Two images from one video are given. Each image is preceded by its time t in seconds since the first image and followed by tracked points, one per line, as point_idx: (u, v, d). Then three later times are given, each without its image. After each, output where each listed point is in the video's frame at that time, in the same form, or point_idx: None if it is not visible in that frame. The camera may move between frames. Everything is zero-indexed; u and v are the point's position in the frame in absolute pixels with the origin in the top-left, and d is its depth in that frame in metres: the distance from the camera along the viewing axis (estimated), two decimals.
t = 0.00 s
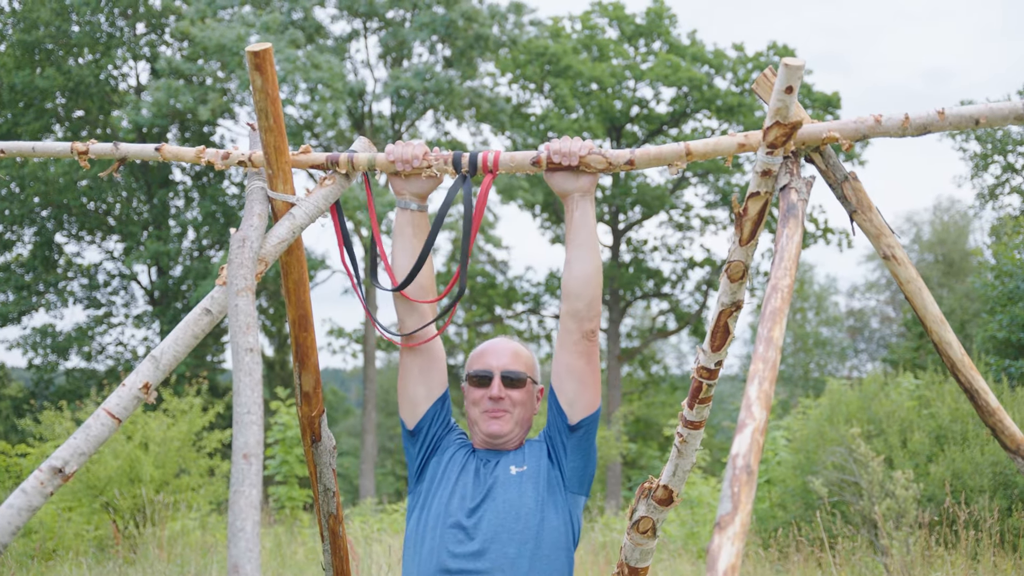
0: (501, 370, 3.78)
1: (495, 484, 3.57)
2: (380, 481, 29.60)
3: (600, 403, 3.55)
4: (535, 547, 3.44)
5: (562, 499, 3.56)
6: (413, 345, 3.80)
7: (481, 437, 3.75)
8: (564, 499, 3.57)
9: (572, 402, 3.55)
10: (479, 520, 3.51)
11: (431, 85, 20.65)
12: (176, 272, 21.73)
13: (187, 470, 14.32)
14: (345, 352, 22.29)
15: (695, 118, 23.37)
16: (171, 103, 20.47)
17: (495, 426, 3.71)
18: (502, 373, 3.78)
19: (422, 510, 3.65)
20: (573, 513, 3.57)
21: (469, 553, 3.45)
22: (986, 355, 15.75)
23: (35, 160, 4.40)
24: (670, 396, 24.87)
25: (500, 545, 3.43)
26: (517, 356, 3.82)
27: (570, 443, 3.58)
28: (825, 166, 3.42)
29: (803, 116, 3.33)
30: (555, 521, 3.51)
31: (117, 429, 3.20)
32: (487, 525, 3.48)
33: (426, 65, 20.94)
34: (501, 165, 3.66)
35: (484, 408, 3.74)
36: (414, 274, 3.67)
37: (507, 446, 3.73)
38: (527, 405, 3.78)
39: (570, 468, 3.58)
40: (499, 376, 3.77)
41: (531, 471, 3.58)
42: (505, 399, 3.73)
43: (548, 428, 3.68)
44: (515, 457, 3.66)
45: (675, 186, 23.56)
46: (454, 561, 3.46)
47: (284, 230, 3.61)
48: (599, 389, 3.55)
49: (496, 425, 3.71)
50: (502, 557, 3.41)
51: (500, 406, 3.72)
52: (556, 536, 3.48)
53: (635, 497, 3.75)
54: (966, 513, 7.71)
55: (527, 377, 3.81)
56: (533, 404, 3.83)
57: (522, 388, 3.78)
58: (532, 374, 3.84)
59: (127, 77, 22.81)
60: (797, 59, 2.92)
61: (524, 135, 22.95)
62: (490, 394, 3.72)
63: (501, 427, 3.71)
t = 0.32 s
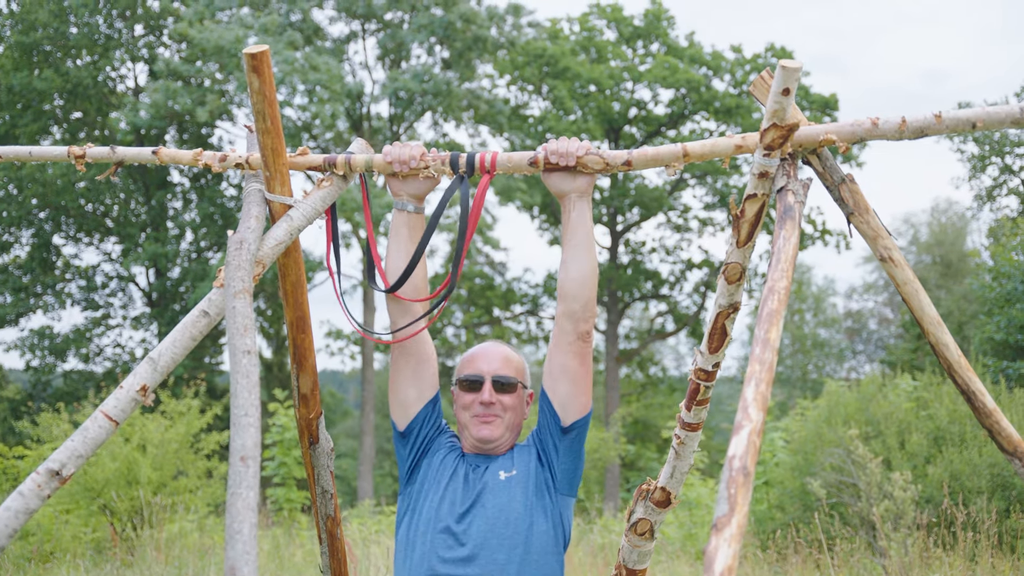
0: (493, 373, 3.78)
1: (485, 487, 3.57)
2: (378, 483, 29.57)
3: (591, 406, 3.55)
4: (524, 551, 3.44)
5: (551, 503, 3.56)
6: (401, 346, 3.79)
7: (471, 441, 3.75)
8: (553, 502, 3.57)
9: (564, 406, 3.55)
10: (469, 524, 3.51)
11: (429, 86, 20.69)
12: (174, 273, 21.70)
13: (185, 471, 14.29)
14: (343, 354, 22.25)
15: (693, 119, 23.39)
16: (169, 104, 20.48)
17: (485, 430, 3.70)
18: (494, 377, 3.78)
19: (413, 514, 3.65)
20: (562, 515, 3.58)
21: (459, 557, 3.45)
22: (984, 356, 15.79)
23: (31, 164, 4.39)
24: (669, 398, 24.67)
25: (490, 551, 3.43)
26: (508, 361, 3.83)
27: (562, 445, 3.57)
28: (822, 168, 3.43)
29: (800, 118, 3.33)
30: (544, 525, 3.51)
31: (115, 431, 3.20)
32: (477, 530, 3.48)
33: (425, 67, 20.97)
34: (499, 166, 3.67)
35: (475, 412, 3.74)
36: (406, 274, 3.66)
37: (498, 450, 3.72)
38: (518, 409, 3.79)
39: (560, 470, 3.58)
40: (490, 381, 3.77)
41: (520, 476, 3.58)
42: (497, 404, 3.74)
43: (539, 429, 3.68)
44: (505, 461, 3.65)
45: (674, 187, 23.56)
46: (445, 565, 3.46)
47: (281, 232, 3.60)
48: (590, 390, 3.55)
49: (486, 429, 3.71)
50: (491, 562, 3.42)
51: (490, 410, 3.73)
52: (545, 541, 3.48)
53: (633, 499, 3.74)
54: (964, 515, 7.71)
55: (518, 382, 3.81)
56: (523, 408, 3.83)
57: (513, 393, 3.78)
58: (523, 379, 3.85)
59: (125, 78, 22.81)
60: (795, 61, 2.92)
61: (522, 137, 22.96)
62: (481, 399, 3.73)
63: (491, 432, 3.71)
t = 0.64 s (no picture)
0: (483, 376, 3.79)
1: (489, 488, 3.58)
2: (376, 482, 29.57)
3: (595, 419, 3.56)
4: (528, 551, 3.44)
5: (554, 507, 3.58)
6: (382, 339, 3.80)
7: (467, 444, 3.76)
8: (557, 507, 3.59)
9: (570, 415, 3.57)
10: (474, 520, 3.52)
11: (426, 85, 20.70)
12: (171, 273, 21.67)
13: (183, 470, 14.27)
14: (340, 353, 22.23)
15: (691, 118, 23.38)
16: (166, 103, 20.45)
17: (478, 432, 3.70)
18: (484, 379, 3.79)
19: (415, 515, 3.67)
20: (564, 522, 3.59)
21: (463, 553, 3.46)
22: (981, 355, 15.81)
23: (26, 167, 4.39)
24: (666, 396, 25.00)
25: (494, 549, 3.44)
26: (500, 362, 3.83)
27: (566, 453, 3.62)
28: (818, 166, 3.44)
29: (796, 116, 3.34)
30: (548, 527, 3.52)
31: (112, 430, 3.20)
32: (481, 529, 3.49)
33: (422, 66, 20.96)
34: (495, 159, 3.69)
35: (467, 414, 3.74)
36: (395, 269, 3.67)
37: (493, 451, 3.73)
38: (511, 410, 3.78)
39: (563, 476, 3.62)
40: (480, 383, 3.78)
41: (524, 478, 3.59)
42: (488, 406, 3.74)
43: (542, 435, 3.70)
44: (507, 463, 3.66)
45: (671, 186, 23.55)
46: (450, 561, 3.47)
47: (278, 230, 3.61)
48: (598, 394, 3.55)
49: (478, 431, 3.71)
50: (494, 558, 3.42)
51: (481, 413, 3.73)
52: (548, 543, 3.49)
53: (630, 497, 3.75)
54: (960, 513, 7.74)
55: (510, 382, 3.81)
56: (518, 408, 3.82)
57: (504, 394, 3.77)
58: (517, 379, 3.85)
59: (122, 77, 22.75)
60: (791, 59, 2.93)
61: (520, 136, 22.96)
62: (471, 403, 3.73)
63: (483, 434, 3.71)
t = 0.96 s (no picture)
0: (491, 376, 3.79)
1: (500, 491, 3.61)
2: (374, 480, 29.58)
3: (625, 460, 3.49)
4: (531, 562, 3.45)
5: (564, 521, 3.59)
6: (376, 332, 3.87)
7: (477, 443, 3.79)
8: (568, 520, 3.60)
9: (596, 452, 3.51)
10: (484, 519, 3.55)
11: (425, 83, 20.70)
12: (169, 270, 21.63)
13: (181, 467, 14.25)
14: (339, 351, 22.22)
15: (689, 117, 23.36)
16: (164, 101, 20.43)
17: (487, 432, 3.73)
18: (492, 380, 3.78)
19: (424, 512, 3.73)
20: (573, 537, 3.63)
21: (469, 551, 3.51)
22: (979, 353, 15.81)
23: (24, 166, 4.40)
24: (664, 393, 24.97)
25: (496, 553, 3.47)
26: (509, 361, 3.82)
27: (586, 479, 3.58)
28: (817, 164, 3.45)
29: (795, 115, 3.35)
30: (556, 542, 3.54)
31: (111, 427, 3.20)
32: (486, 531, 3.52)
33: (420, 64, 20.96)
34: (493, 155, 3.69)
35: (475, 416, 3.76)
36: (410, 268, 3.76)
37: (502, 451, 3.76)
38: (520, 409, 3.77)
39: (578, 493, 3.61)
40: (489, 383, 3.78)
41: (536, 490, 3.58)
42: (496, 406, 3.75)
43: (564, 452, 3.66)
44: (520, 470, 3.65)
45: (670, 184, 23.51)
46: (455, 557, 3.52)
47: (276, 227, 3.61)
48: (628, 448, 3.43)
49: (487, 431, 3.74)
50: (499, 561, 3.45)
51: (490, 413, 3.75)
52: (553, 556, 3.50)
53: (628, 494, 3.75)
54: (958, 510, 7.76)
55: (519, 383, 3.79)
56: (528, 408, 3.81)
57: (514, 393, 3.77)
58: (527, 380, 3.82)
59: (120, 75, 22.71)
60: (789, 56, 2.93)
61: (518, 134, 22.96)
62: (478, 402, 3.76)
63: (492, 433, 3.74)
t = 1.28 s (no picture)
0: (483, 288, 3.10)
1: (498, 412, 3.02)
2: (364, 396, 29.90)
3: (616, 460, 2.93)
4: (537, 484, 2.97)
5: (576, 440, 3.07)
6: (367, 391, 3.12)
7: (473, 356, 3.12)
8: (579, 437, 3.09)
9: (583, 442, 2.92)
10: (481, 441, 2.99)
11: None
12: (156, 188, 21.39)
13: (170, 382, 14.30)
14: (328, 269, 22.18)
15: (681, 34, 22.94)
16: (146, 16, 19.89)
17: (480, 343, 3.07)
18: (484, 291, 3.09)
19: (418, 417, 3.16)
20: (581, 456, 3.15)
21: (461, 473, 2.97)
22: (964, 273, 15.88)
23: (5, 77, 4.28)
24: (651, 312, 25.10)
25: (500, 471, 2.95)
26: (505, 271, 3.12)
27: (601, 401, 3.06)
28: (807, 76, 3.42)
29: (786, 25, 3.29)
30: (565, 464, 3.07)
31: (98, 334, 3.18)
32: (489, 445, 2.98)
33: None
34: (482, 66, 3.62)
35: (467, 329, 3.09)
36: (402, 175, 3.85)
37: (502, 360, 3.09)
38: (515, 320, 3.08)
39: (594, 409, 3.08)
40: (480, 293, 3.09)
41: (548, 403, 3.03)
42: (487, 317, 3.06)
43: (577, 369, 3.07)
44: (528, 383, 3.06)
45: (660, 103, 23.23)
46: (444, 480, 2.98)
47: (262, 138, 3.53)
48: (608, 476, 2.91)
49: (481, 342, 3.07)
50: (503, 483, 2.94)
51: (480, 324, 3.06)
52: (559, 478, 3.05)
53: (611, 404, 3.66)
54: (939, 423, 7.88)
55: (512, 292, 3.10)
56: (525, 319, 3.11)
57: (508, 304, 3.08)
58: (521, 289, 3.12)
59: None
60: None
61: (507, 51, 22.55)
62: (466, 313, 3.08)
63: (487, 344, 3.06)
